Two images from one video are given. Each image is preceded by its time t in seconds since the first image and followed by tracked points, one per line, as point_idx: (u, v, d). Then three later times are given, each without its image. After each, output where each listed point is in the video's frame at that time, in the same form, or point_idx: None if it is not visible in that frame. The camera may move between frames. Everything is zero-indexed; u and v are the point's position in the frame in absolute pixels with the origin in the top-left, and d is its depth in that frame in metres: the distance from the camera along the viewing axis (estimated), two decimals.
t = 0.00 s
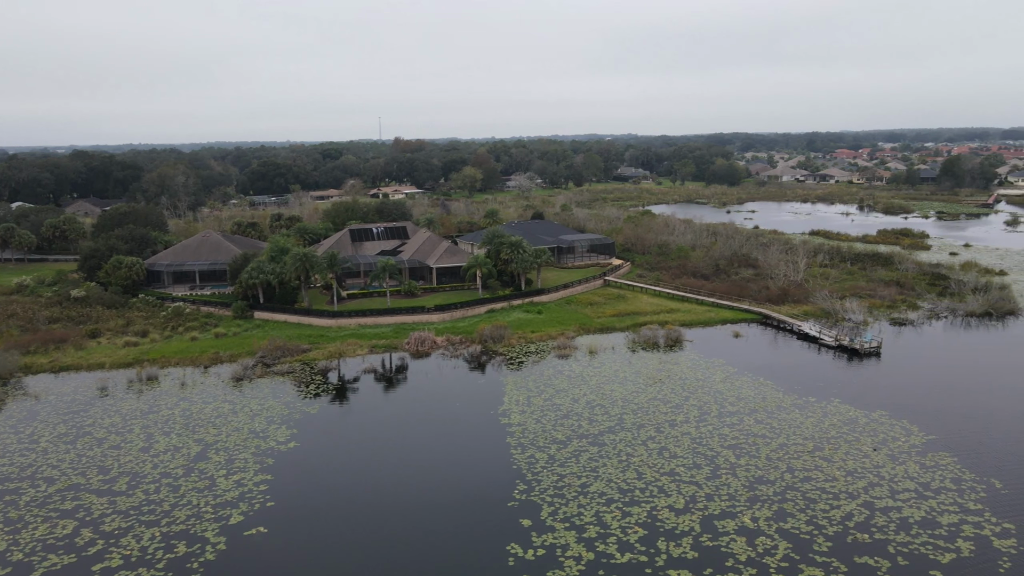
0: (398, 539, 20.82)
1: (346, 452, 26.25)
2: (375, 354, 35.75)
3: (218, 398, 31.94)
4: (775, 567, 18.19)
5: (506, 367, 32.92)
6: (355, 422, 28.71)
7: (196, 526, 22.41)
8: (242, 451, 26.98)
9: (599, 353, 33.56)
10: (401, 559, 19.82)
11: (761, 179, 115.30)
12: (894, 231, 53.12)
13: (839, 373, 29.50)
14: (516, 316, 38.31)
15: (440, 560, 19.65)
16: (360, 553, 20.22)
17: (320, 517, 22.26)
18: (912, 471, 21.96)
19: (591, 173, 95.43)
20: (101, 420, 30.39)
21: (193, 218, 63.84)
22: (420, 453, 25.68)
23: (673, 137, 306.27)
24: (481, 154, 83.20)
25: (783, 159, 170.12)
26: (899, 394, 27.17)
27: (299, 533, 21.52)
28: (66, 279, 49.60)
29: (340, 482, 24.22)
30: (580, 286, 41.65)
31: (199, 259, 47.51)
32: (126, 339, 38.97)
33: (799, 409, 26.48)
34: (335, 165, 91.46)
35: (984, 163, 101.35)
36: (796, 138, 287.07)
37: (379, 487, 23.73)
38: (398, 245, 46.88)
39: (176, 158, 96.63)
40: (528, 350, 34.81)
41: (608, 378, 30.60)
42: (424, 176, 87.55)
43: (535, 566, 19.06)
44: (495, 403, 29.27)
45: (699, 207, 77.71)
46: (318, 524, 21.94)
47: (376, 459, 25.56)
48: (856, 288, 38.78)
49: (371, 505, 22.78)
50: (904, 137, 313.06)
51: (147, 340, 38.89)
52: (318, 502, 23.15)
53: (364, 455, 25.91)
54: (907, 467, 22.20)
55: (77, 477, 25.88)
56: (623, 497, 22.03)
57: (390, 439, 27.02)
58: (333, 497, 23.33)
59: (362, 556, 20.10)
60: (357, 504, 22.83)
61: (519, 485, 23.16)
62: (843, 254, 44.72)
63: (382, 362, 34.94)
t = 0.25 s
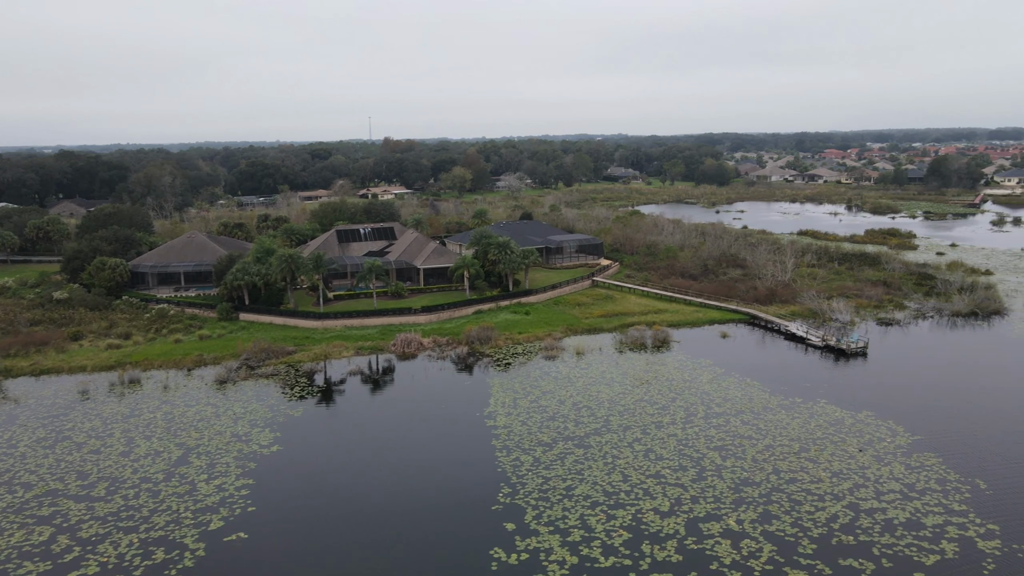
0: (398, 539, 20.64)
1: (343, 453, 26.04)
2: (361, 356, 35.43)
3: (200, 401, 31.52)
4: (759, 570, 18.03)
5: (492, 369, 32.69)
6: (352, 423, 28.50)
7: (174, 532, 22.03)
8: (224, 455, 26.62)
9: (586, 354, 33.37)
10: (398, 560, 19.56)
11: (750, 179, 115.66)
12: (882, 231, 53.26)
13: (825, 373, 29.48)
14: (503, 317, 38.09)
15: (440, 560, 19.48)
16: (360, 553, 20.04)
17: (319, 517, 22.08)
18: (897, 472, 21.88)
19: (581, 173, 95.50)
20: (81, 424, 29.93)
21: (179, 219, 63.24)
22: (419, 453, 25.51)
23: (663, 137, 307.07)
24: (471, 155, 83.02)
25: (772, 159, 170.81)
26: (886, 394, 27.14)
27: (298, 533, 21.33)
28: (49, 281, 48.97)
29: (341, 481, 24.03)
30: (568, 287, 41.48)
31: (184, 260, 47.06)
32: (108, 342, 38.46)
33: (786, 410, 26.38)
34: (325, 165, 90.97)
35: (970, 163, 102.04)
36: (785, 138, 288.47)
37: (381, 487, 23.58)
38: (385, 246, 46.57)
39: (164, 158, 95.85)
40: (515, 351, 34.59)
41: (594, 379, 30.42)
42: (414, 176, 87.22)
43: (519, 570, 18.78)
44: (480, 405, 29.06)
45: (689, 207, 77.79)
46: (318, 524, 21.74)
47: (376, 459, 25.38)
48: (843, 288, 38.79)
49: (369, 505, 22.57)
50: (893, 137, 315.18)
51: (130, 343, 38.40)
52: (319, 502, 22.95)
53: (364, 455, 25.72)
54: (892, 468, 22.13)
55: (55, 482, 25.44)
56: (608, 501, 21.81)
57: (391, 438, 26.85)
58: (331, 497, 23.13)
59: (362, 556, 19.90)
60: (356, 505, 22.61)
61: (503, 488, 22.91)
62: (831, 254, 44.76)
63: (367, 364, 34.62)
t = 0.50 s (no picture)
0: (398, 540, 20.44)
1: (341, 454, 25.85)
2: (342, 358, 34.98)
3: (176, 406, 30.95)
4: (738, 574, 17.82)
5: (474, 370, 32.37)
6: (348, 424, 28.27)
7: (145, 540, 21.51)
8: (199, 460, 26.12)
9: (569, 355, 33.12)
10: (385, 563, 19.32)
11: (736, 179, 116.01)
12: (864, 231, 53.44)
13: (808, 373, 29.45)
14: (486, 318, 37.78)
15: (440, 560, 19.34)
16: (360, 553, 19.92)
17: (319, 517, 21.94)
18: (877, 474, 21.80)
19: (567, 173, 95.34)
20: (53, 429, 29.26)
21: (159, 220, 62.36)
22: (419, 453, 25.35)
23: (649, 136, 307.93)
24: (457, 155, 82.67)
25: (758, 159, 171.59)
26: (866, 394, 27.14)
27: (298, 533, 21.19)
28: (24, 283, 48.03)
29: (341, 482, 23.86)
30: (551, 288, 41.24)
31: (163, 262, 46.43)
32: (83, 345, 37.71)
33: (767, 411, 26.28)
34: (309, 165, 90.21)
35: (952, 163, 102.88)
36: (771, 138, 290.21)
37: (383, 487, 23.35)
38: (368, 247, 46.11)
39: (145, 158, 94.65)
40: (498, 352, 34.29)
41: (576, 381, 30.18)
42: (399, 176, 86.66)
43: None
44: (460, 407, 28.78)
45: (674, 207, 77.83)
46: (318, 524, 21.60)
47: (377, 459, 25.16)
48: (825, 288, 38.83)
49: (369, 505, 22.42)
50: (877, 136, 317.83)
51: (106, 346, 37.69)
52: (319, 503, 22.80)
53: (365, 455, 25.53)
54: (872, 469, 22.05)
55: (23, 489, 24.80)
56: (587, 504, 21.57)
57: (391, 438, 26.64)
58: (318, 499, 22.92)
59: (362, 556, 19.80)
60: (353, 507, 22.42)
61: (482, 493, 22.59)
62: (814, 254, 44.82)
63: (348, 367, 34.17)
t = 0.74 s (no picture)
0: (397, 539, 20.26)
1: (339, 454, 25.68)
2: (322, 361, 34.54)
3: (150, 411, 30.35)
4: None
5: (455, 372, 32.06)
6: (334, 426, 27.96)
7: (115, 549, 20.94)
8: (174, 467, 25.59)
9: (551, 356, 32.88)
10: (363, 569, 18.99)
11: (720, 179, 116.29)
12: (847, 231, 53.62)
13: (791, 373, 29.40)
14: (468, 320, 37.47)
15: (420, 564, 19.02)
16: (360, 553, 19.72)
17: (319, 517, 21.73)
18: (857, 475, 21.70)
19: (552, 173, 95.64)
20: (24, 435, 28.59)
21: (138, 221, 61.47)
22: (418, 452, 25.12)
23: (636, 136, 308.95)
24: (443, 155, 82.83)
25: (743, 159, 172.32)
26: (848, 394, 27.11)
27: (298, 533, 21.01)
28: None
29: (341, 482, 23.63)
30: (534, 288, 41.01)
31: (140, 264, 45.83)
32: (57, 349, 36.93)
33: (748, 412, 26.17)
34: (293, 165, 89.45)
35: (934, 163, 103.71)
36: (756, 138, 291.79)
37: (387, 487, 23.13)
38: (349, 248, 45.66)
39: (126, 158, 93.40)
40: (480, 354, 33.99)
41: (557, 383, 29.93)
42: (383, 176, 86.06)
43: None
44: (439, 409, 28.49)
45: (659, 207, 77.84)
46: (317, 524, 21.38)
47: (377, 458, 24.96)
48: (808, 288, 38.85)
49: (370, 505, 22.19)
50: (861, 136, 320.29)
51: (80, 350, 36.98)
52: (316, 503, 22.58)
53: (365, 455, 25.27)
54: (852, 470, 21.96)
55: None
56: (566, 508, 21.30)
57: (391, 438, 26.40)
58: (301, 502, 22.66)
59: (362, 556, 19.61)
60: (345, 509, 22.11)
61: (460, 497, 22.24)
62: (797, 254, 44.87)
63: (328, 369, 33.74)
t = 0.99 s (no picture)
0: (398, 539, 20.06)
1: (338, 453, 25.37)
2: (302, 363, 34.07)
3: (124, 416, 29.73)
4: None
5: (436, 374, 31.72)
6: (313, 429, 27.54)
7: (83, 558, 20.34)
8: (146, 474, 25.01)
9: (533, 358, 32.60)
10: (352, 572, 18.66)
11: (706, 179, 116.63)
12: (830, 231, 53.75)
13: (774, 374, 29.29)
14: (450, 321, 37.14)
15: (400, 569, 18.68)
16: (360, 553, 19.49)
17: (319, 516, 21.45)
18: (836, 476, 21.58)
19: (538, 173, 96.14)
20: None
21: (117, 222, 60.61)
22: (418, 452, 24.87)
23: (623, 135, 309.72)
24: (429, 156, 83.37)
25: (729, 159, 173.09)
26: (831, 394, 27.07)
27: (298, 533, 20.74)
28: None
29: (340, 482, 23.33)
30: (518, 289, 40.74)
31: (118, 265, 45.14)
32: (31, 352, 36.18)
33: (729, 414, 26.02)
34: (276, 165, 88.71)
35: (916, 164, 104.52)
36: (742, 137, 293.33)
37: (392, 486, 22.92)
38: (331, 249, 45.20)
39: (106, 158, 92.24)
40: (462, 356, 33.65)
41: (538, 385, 29.65)
42: (368, 176, 85.49)
43: None
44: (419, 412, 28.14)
45: (644, 207, 77.85)
46: (317, 524, 21.13)
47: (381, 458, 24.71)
48: (790, 288, 38.83)
49: (371, 505, 21.93)
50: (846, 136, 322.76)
51: (55, 353, 36.25)
52: (317, 502, 22.33)
53: (366, 455, 25.00)
54: (832, 471, 21.86)
55: None
56: (545, 513, 21.03)
57: (395, 438, 26.09)
58: (292, 503, 22.36)
59: (363, 556, 19.37)
60: (338, 510, 21.77)
61: (437, 502, 21.89)
62: (781, 254, 44.87)
63: (308, 372, 33.28)
